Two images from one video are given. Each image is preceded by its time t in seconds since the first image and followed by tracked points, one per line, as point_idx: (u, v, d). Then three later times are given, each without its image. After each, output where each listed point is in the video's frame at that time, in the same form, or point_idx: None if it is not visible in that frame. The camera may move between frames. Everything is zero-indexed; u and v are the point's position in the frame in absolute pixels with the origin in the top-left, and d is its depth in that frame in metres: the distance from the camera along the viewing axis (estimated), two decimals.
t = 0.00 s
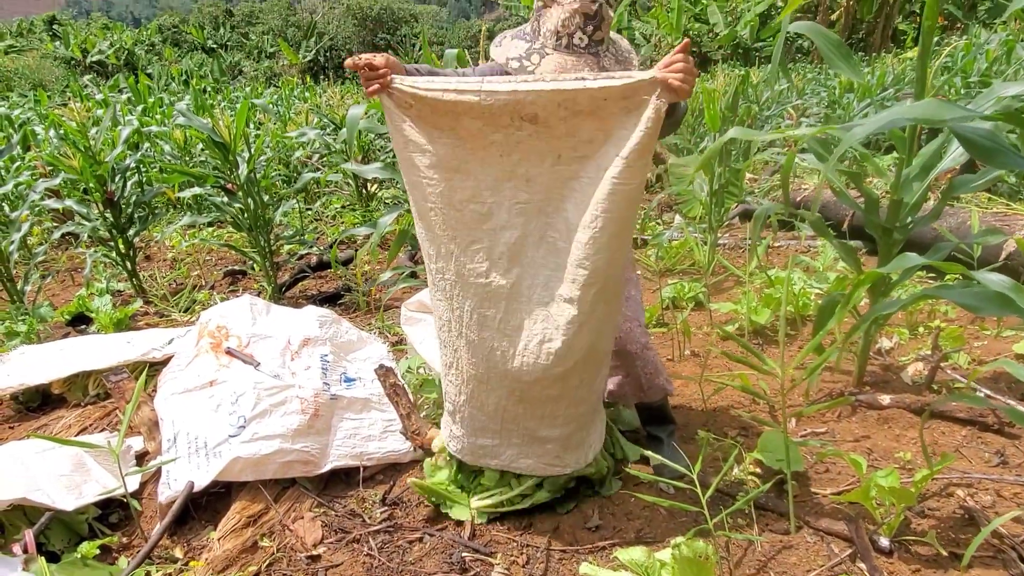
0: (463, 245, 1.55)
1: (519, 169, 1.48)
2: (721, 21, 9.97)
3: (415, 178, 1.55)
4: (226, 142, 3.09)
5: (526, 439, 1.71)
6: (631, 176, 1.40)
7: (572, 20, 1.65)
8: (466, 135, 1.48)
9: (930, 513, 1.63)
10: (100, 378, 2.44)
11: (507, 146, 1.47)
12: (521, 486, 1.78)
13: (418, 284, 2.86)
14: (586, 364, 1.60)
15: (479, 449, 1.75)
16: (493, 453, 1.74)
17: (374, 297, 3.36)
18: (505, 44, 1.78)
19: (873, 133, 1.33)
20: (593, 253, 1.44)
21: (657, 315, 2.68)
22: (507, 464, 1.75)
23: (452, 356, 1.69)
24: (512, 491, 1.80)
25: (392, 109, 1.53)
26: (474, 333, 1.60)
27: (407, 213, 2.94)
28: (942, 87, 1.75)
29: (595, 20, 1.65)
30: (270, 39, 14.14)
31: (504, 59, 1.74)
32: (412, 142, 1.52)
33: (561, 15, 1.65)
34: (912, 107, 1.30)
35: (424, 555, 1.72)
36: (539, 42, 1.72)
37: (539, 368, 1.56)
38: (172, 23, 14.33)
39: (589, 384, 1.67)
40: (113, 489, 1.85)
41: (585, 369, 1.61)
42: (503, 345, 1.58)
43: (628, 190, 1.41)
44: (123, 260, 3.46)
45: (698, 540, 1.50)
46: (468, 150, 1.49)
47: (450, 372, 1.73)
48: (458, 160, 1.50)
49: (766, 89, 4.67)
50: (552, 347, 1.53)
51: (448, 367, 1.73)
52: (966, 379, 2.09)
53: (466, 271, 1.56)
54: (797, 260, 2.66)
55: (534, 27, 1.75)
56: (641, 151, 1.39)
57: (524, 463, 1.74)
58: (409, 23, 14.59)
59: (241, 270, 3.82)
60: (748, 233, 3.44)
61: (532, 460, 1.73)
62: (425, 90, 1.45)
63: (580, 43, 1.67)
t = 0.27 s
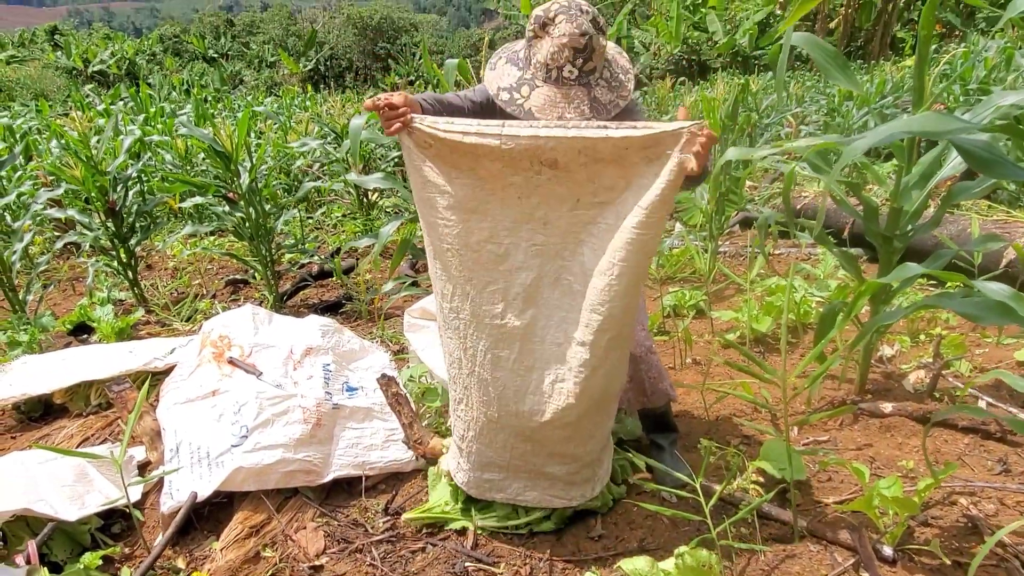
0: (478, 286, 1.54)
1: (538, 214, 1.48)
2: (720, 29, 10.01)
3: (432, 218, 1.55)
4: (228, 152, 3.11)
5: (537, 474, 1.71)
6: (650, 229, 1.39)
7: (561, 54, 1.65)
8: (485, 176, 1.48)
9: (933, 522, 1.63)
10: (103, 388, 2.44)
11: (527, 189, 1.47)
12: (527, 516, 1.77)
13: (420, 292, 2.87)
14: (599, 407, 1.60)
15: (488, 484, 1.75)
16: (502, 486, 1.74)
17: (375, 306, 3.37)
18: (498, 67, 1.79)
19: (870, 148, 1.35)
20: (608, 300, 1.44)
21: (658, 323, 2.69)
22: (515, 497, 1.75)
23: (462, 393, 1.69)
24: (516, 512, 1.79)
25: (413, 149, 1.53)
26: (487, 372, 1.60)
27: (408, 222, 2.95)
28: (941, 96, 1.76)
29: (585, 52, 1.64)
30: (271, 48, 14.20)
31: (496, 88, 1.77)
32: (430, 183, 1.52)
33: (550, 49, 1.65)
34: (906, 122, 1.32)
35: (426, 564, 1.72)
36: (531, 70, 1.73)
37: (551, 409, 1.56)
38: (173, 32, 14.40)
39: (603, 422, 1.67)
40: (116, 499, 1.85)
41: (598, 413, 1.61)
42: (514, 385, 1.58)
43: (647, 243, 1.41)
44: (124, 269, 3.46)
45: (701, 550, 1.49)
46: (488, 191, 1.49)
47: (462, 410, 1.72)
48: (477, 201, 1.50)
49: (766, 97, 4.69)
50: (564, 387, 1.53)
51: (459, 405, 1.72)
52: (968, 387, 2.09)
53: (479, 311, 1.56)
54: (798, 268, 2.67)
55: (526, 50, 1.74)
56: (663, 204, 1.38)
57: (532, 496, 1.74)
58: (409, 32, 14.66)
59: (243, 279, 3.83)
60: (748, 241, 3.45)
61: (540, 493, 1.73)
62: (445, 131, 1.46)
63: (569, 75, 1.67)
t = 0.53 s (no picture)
0: (486, 291, 1.53)
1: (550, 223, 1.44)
2: (719, 36, 10.06)
3: (445, 221, 1.53)
4: (229, 160, 3.11)
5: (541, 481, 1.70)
6: (659, 244, 1.33)
7: (564, 71, 1.65)
8: (498, 184, 1.44)
9: (936, 530, 1.63)
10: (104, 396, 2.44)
11: (539, 198, 1.42)
12: (529, 523, 1.77)
13: (421, 300, 2.87)
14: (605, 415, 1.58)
15: (492, 489, 1.75)
16: (505, 492, 1.75)
17: (376, 313, 3.37)
18: (502, 82, 1.82)
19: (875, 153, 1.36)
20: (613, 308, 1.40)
21: (659, 330, 2.69)
22: (518, 502, 1.75)
23: (469, 395, 1.68)
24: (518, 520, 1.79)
25: (429, 152, 1.50)
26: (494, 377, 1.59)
27: (409, 230, 2.95)
28: (941, 103, 1.77)
29: (589, 69, 1.65)
30: (271, 56, 14.25)
31: (499, 104, 1.79)
32: (447, 188, 1.49)
33: (554, 65, 1.66)
34: (911, 127, 1.32)
35: (428, 573, 1.71)
36: (535, 86, 1.74)
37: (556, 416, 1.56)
38: (174, 41, 14.45)
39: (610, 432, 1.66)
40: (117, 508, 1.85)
41: (605, 422, 1.59)
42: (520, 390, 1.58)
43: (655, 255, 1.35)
44: (125, 277, 3.47)
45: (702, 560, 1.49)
46: (501, 199, 1.45)
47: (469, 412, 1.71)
48: (490, 207, 1.46)
49: (765, 104, 4.70)
50: (569, 397, 1.52)
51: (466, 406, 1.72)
52: (970, 393, 2.09)
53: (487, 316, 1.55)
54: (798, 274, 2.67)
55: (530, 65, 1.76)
56: (677, 218, 1.31)
57: (535, 502, 1.74)
58: (409, 39, 14.71)
59: (243, 287, 3.83)
60: (749, 248, 3.45)
61: (544, 498, 1.73)
62: (461, 137, 1.42)
63: (573, 91, 1.68)
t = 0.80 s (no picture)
0: (473, 302, 1.52)
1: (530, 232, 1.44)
2: (719, 42, 10.10)
3: (424, 236, 1.52)
4: (229, 166, 3.12)
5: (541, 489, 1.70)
6: (634, 241, 1.37)
7: (572, 59, 1.64)
8: (476, 195, 1.43)
9: (938, 536, 1.63)
10: (104, 403, 2.44)
11: (516, 208, 1.42)
12: (530, 530, 1.77)
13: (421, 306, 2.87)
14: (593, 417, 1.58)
15: (493, 497, 1.75)
16: (505, 500, 1.74)
17: (377, 319, 3.37)
18: (505, 80, 1.79)
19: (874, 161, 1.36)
20: (592, 304, 1.42)
21: (660, 336, 2.69)
22: (521, 510, 1.75)
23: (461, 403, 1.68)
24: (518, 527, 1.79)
25: (405, 168, 1.50)
26: (484, 387, 1.58)
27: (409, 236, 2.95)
28: (940, 108, 1.77)
29: (596, 59, 1.64)
30: (272, 63, 14.30)
31: (504, 94, 1.74)
32: (424, 203, 1.49)
33: (562, 54, 1.65)
34: (911, 135, 1.32)
35: None
36: (540, 79, 1.72)
37: (546, 422, 1.54)
38: (174, 48, 14.50)
39: (602, 436, 1.65)
40: (118, 515, 1.85)
41: (597, 422, 1.60)
42: (509, 398, 1.57)
43: (631, 251, 1.39)
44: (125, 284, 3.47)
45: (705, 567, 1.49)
46: (480, 210, 1.44)
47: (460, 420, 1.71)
48: (469, 219, 1.46)
49: (765, 110, 4.71)
50: (561, 400, 1.51)
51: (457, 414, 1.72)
52: (971, 399, 2.09)
53: (474, 325, 1.54)
54: (799, 280, 2.67)
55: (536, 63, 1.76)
56: (654, 216, 1.33)
57: (537, 508, 1.74)
58: (409, 46, 14.75)
59: (244, 293, 3.83)
60: (749, 253, 3.45)
61: (545, 505, 1.73)
62: (438, 153, 1.41)
63: (580, 83, 1.66)
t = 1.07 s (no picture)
0: (471, 322, 1.50)
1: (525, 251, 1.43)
2: (718, 49, 10.13)
3: (418, 257, 1.52)
4: (229, 174, 3.12)
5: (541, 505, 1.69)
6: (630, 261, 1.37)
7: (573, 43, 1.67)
8: (467, 217, 1.43)
9: (941, 544, 1.62)
10: (103, 410, 2.43)
11: (508, 228, 1.42)
12: (532, 539, 1.76)
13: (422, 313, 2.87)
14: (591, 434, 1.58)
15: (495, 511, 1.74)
16: (507, 515, 1.74)
17: (377, 326, 3.36)
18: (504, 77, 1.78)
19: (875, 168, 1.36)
20: (587, 323, 1.44)
21: (661, 343, 2.68)
22: (522, 522, 1.74)
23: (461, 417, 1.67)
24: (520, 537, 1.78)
25: (395, 193, 1.49)
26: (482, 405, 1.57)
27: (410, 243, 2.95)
28: (939, 115, 1.77)
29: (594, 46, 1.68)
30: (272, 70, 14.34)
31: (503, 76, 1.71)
32: (415, 227, 1.49)
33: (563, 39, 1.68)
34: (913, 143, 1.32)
35: None
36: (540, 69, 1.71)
37: (545, 440, 1.55)
38: (176, 55, 14.55)
39: (600, 452, 1.65)
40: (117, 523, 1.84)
41: (596, 438, 1.61)
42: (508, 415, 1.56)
43: (626, 270, 1.40)
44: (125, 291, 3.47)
45: None
46: (472, 230, 1.44)
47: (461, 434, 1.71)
48: (462, 240, 1.45)
49: (765, 116, 4.72)
50: (559, 419, 1.51)
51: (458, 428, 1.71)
52: (973, 406, 2.09)
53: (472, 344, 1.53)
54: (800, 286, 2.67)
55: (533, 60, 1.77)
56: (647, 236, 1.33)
57: (539, 522, 1.73)
58: (409, 53, 14.79)
59: (244, 300, 3.83)
60: (749, 260, 3.45)
61: (546, 517, 1.73)
62: (425, 177, 1.41)
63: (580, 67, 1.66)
